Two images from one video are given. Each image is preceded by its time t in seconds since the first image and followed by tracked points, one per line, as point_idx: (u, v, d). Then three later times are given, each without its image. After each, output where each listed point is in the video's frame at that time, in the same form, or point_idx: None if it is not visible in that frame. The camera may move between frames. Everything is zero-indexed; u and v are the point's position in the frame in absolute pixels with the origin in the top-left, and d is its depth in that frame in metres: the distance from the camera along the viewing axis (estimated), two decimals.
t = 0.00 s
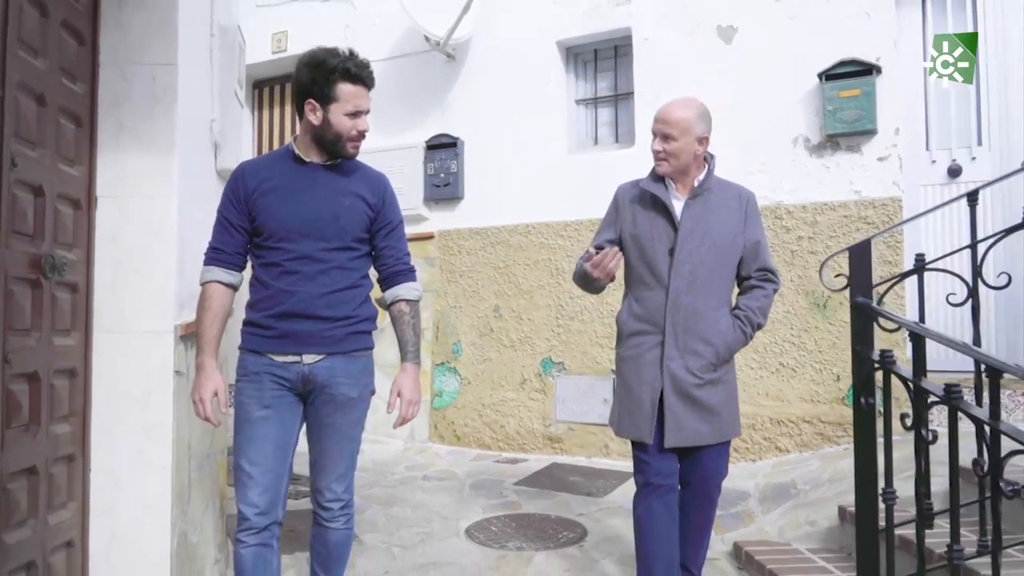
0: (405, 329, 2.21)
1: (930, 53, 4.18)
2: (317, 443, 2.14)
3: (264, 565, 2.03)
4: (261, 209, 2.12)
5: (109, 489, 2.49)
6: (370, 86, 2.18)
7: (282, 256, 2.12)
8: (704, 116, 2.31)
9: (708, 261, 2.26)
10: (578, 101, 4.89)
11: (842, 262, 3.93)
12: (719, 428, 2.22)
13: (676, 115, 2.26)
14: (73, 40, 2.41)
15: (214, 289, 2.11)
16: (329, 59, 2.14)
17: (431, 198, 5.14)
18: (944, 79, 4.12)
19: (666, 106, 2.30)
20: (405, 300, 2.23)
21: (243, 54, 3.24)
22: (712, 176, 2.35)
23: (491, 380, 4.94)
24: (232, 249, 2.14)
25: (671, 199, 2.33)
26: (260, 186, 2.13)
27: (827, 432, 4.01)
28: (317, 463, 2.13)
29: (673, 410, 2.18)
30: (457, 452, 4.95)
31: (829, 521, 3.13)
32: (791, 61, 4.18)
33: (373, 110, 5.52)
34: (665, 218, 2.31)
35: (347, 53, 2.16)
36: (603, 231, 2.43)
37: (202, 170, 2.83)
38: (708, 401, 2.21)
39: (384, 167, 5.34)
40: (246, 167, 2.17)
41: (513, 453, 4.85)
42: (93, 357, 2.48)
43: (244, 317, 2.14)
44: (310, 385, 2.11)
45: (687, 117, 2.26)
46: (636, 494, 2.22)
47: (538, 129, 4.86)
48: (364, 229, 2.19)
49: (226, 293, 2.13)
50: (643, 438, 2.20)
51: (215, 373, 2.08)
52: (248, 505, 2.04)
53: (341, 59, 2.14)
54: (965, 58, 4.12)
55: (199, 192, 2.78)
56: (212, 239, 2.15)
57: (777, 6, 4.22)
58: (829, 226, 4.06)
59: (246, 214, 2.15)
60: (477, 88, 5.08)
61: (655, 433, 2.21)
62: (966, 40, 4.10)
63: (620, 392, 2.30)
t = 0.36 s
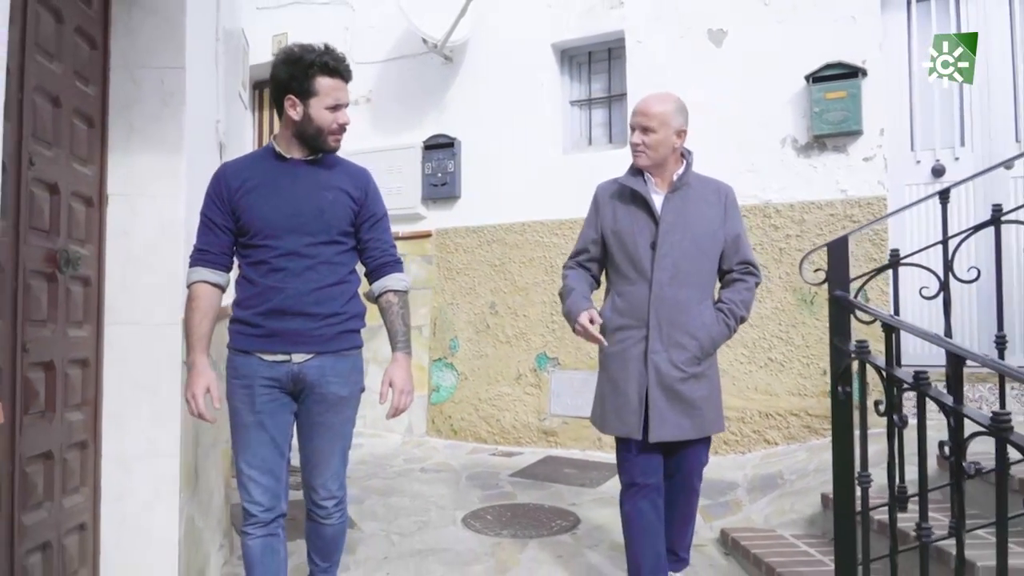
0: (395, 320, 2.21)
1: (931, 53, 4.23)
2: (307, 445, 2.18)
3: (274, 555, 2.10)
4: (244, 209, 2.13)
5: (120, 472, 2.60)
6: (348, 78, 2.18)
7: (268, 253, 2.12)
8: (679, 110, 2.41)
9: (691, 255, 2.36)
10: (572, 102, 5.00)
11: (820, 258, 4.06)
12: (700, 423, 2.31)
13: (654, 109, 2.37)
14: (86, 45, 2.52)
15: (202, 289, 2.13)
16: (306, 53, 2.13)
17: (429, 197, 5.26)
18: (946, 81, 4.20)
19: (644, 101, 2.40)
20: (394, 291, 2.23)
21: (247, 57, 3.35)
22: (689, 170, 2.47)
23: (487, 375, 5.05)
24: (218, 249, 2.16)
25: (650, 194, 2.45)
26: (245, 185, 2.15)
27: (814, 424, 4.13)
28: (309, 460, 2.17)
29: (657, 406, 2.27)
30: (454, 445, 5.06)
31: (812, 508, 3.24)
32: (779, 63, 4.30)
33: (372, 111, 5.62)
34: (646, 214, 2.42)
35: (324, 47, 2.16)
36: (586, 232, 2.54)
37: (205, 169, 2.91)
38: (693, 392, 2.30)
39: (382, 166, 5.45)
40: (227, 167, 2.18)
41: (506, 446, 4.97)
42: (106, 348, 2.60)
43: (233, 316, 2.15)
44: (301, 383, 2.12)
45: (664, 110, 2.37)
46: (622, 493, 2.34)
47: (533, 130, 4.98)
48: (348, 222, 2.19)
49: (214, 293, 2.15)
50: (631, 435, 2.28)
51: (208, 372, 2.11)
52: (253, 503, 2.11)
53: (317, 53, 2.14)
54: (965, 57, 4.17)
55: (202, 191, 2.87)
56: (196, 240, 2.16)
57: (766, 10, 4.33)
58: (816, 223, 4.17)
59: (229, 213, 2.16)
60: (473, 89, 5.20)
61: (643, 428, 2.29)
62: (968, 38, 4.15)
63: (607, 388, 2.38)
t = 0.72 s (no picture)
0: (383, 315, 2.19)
1: (930, 53, 4.32)
2: (307, 435, 2.13)
3: (276, 542, 2.12)
4: (234, 206, 2.10)
5: (132, 456, 2.70)
6: (339, 77, 2.14)
7: (259, 249, 2.10)
8: (663, 106, 2.46)
9: (672, 246, 2.44)
10: (570, 101, 5.10)
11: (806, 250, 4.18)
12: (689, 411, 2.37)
13: (642, 104, 2.41)
14: (100, 45, 2.62)
15: (189, 286, 2.09)
16: (296, 52, 2.09)
17: (429, 194, 5.35)
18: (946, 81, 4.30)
19: (629, 94, 2.44)
20: (382, 287, 2.20)
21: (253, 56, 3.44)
22: (667, 160, 2.55)
23: (485, 369, 5.15)
24: (206, 247, 2.12)
25: (630, 188, 2.54)
26: (233, 183, 2.12)
27: (805, 415, 4.24)
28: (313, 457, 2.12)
29: (646, 395, 2.34)
30: (453, 437, 5.16)
31: (798, 493, 3.37)
32: (771, 63, 4.40)
33: (372, 110, 5.71)
34: (625, 207, 2.51)
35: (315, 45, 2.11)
36: (568, 229, 2.64)
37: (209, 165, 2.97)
38: (677, 381, 2.38)
39: (383, 164, 5.55)
40: (217, 165, 2.16)
41: (503, 438, 5.07)
42: (120, 338, 2.70)
43: (222, 308, 2.12)
44: (294, 375, 2.10)
45: (652, 105, 2.42)
46: (610, 480, 2.46)
47: (531, 128, 5.08)
48: (338, 219, 2.16)
49: (201, 292, 2.12)
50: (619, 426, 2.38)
51: (193, 369, 2.05)
52: (251, 493, 2.10)
53: (308, 52, 2.09)
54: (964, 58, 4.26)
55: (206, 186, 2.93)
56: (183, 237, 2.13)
57: (759, 12, 4.43)
58: (807, 221, 4.28)
59: (218, 211, 2.13)
60: (472, 89, 5.29)
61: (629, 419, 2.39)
62: (967, 38, 4.24)
63: (596, 379, 2.48)
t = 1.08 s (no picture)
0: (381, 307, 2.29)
1: (932, 53, 4.42)
2: (310, 419, 2.18)
3: (284, 519, 2.21)
4: (244, 197, 2.15)
5: (147, 438, 2.81)
6: (349, 72, 2.24)
7: (270, 240, 2.15)
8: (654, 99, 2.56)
9: (670, 238, 2.52)
10: (566, 100, 5.23)
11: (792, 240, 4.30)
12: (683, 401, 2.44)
13: (629, 98, 2.51)
14: (116, 44, 2.73)
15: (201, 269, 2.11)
16: (311, 46, 2.17)
17: (429, 190, 5.46)
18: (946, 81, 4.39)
19: (618, 90, 2.54)
20: (380, 280, 2.32)
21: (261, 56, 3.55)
22: (671, 155, 2.63)
23: (484, 362, 5.27)
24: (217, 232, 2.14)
25: (631, 180, 2.62)
26: (242, 172, 2.15)
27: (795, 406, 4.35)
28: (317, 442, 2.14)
29: (638, 383, 2.42)
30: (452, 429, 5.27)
31: (788, 478, 3.48)
32: (763, 63, 4.52)
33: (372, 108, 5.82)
34: (624, 199, 2.61)
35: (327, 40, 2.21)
36: (568, 212, 2.77)
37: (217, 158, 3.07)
38: (671, 370, 2.45)
39: (383, 161, 5.67)
40: (223, 152, 2.19)
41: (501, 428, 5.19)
42: (134, 326, 2.81)
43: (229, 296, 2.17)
44: (302, 360, 2.16)
45: (637, 98, 2.52)
46: (606, 464, 2.58)
47: (528, 127, 5.20)
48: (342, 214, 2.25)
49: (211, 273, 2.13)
50: (611, 412, 2.48)
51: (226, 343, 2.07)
52: (260, 474, 2.16)
53: (321, 46, 2.19)
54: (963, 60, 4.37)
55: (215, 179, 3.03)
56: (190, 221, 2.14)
57: (751, 13, 4.55)
58: (798, 216, 4.40)
59: (227, 199, 2.16)
60: (471, 88, 5.41)
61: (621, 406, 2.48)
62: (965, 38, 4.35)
63: (591, 367, 2.57)
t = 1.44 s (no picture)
0: (393, 316, 2.40)
1: (932, 53, 4.49)
2: (304, 424, 2.26)
3: (289, 513, 2.32)
4: (259, 198, 2.23)
5: (155, 432, 2.91)
6: (368, 76, 2.31)
7: (279, 242, 2.23)
8: (671, 103, 2.61)
9: (677, 246, 2.57)
10: (561, 102, 5.36)
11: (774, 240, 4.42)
12: (681, 409, 2.49)
13: (647, 100, 2.59)
14: (125, 51, 2.84)
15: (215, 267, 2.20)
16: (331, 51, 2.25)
17: (427, 191, 5.56)
18: (946, 81, 4.48)
19: (636, 92, 2.63)
20: (394, 288, 2.42)
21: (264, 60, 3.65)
22: (682, 160, 2.68)
23: (481, 359, 5.38)
24: (232, 231, 2.23)
25: (642, 184, 2.67)
26: (259, 172, 2.24)
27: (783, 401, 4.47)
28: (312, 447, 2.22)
29: (636, 390, 2.49)
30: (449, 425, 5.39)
31: (773, 470, 3.60)
32: (753, 66, 4.63)
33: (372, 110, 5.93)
34: (634, 203, 2.66)
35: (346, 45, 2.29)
36: (581, 220, 2.83)
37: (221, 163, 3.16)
38: (672, 378, 2.50)
39: (382, 162, 5.78)
40: (242, 153, 2.28)
41: (497, 424, 5.31)
42: (143, 323, 2.91)
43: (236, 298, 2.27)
44: (302, 367, 2.23)
45: (655, 101, 2.59)
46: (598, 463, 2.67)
47: (523, 128, 5.31)
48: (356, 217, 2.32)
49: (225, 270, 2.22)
50: (610, 415, 2.55)
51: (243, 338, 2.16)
52: (265, 471, 2.28)
53: (342, 51, 2.26)
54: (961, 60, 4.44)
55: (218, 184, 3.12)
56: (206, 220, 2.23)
57: (741, 17, 4.66)
58: (787, 217, 4.51)
59: (243, 199, 2.24)
60: (468, 90, 5.52)
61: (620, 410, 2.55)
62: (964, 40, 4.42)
63: (592, 370, 2.64)
